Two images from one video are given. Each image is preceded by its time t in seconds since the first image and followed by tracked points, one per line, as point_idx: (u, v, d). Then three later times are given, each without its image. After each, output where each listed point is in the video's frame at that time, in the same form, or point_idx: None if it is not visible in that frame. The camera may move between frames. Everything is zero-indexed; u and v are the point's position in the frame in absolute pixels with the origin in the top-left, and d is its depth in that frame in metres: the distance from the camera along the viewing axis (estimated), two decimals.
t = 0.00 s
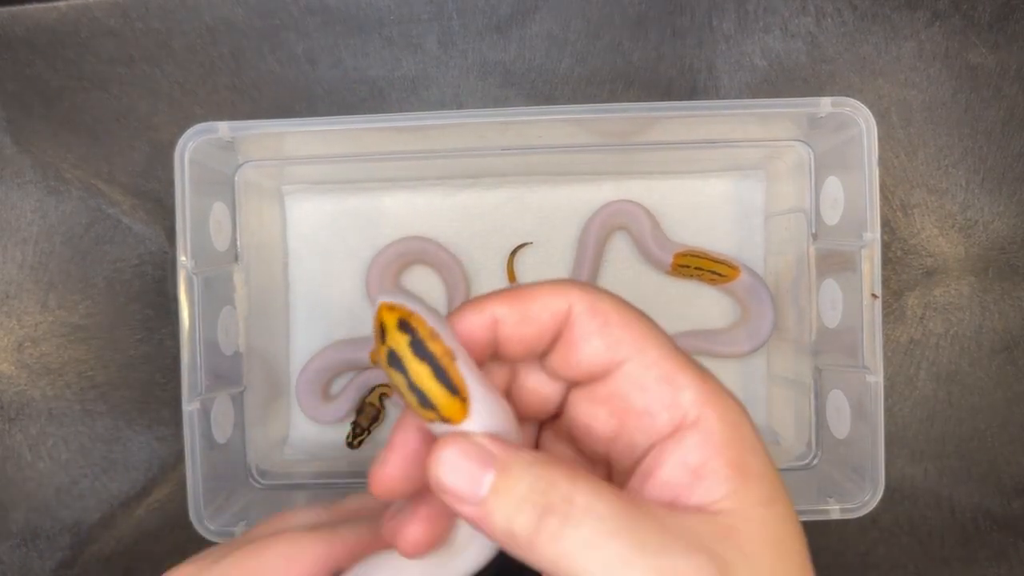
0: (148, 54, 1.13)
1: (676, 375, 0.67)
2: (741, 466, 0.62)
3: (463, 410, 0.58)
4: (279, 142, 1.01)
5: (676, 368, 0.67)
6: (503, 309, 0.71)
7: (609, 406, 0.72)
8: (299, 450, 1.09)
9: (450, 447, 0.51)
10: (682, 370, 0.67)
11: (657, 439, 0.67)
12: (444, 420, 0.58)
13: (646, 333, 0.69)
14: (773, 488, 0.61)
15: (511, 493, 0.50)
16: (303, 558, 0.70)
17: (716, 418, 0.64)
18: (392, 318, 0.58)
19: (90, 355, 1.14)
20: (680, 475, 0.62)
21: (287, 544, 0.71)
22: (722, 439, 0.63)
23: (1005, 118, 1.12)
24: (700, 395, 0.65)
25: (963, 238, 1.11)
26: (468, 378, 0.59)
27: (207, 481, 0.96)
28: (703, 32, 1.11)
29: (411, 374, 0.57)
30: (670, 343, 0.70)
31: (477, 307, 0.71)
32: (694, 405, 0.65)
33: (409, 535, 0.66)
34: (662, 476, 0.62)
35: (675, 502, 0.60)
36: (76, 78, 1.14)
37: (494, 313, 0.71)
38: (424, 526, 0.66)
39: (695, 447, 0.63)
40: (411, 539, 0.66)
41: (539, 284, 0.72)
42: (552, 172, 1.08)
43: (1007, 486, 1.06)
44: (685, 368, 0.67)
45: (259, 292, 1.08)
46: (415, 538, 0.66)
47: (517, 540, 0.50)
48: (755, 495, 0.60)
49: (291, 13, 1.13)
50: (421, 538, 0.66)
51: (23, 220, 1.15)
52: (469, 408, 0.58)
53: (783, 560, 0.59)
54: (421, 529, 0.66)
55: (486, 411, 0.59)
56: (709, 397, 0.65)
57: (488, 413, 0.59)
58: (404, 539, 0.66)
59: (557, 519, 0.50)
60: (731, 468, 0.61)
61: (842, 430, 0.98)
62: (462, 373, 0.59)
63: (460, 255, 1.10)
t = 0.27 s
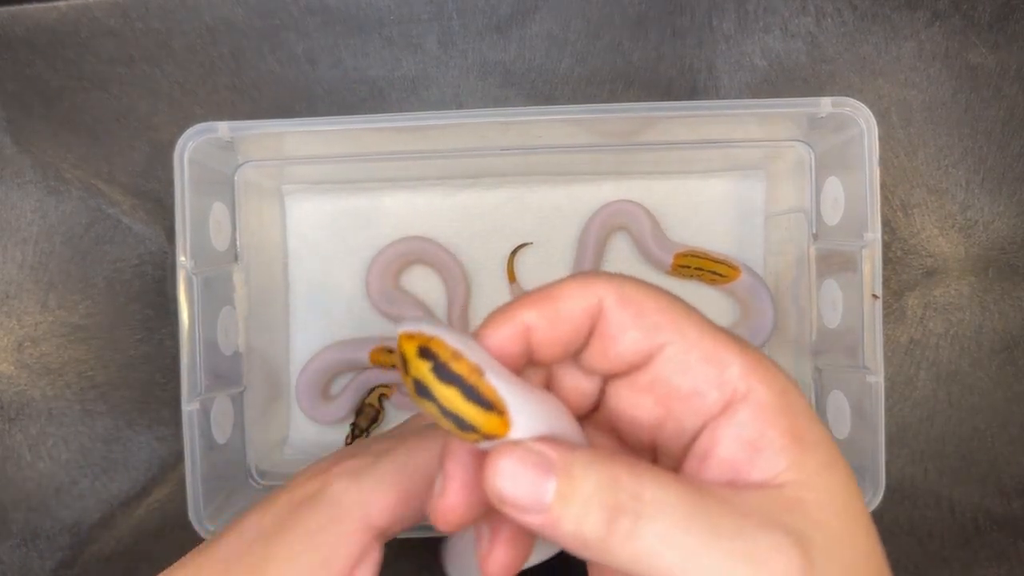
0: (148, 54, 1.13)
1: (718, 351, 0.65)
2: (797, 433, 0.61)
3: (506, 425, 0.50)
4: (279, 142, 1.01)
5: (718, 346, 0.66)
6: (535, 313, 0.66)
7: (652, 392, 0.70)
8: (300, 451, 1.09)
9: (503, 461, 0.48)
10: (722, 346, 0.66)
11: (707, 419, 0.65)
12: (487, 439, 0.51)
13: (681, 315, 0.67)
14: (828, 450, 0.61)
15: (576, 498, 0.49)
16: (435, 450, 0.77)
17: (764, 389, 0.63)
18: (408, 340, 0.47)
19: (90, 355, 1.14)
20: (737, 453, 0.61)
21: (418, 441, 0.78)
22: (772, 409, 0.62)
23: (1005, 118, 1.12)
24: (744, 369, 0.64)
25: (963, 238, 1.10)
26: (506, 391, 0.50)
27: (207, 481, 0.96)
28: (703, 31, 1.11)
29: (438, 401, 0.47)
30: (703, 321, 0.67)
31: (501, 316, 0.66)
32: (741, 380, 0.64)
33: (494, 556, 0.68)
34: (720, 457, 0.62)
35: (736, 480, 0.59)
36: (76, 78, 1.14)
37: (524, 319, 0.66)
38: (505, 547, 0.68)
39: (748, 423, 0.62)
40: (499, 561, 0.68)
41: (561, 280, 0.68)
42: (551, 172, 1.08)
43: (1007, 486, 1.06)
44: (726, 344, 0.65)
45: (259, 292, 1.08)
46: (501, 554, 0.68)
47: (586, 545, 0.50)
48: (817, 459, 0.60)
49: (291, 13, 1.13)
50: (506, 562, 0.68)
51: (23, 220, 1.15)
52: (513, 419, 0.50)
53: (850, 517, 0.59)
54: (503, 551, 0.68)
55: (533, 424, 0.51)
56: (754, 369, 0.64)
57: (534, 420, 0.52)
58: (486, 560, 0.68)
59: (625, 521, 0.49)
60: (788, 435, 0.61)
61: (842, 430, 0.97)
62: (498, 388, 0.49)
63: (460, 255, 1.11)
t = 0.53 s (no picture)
0: (148, 54, 1.13)
1: (796, 358, 0.64)
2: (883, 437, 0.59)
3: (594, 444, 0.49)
4: (278, 142, 1.01)
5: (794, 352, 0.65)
6: (613, 330, 0.67)
7: (730, 402, 0.70)
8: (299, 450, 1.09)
9: (600, 481, 0.46)
10: (799, 353, 0.65)
11: (791, 428, 0.64)
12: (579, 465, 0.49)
13: (756, 324, 0.66)
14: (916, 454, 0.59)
15: (677, 518, 0.46)
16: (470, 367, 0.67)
17: (847, 395, 0.61)
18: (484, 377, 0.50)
19: (90, 355, 1.13)
20: (824, 462, 0.60)
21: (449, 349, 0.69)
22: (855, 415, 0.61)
23: (1005, 118, 1.12)
24: (824, 374, 0.63)
25: (963, 239, 1.10)
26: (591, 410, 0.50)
27: (206, 482, 0.96)
28: (703, 31, 1.11)
29: (523, 428, 0.48)
30: (780, 330, 0.67)
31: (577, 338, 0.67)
32: (821, 386, 0.62)
33: None
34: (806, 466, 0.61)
35: (825, 488, 0.58)
36: (76, 78, 1.14)
37: (602, 337, 0.66)
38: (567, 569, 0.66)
39: (832, 429, 0.61)
40: None
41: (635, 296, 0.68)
42: (551, 172, 1.08)
43: (1008, 486, 1.06)
44: (803, 351, 0.64)
45: (259, 292, 1.08)
46: None
47: (690, 566, 0.48)
48: (907, 464, 0.58)
49: (291, 13, 1.13)
50: None
51: (23, 220, 1.15)
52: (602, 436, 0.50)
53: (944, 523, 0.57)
54: None
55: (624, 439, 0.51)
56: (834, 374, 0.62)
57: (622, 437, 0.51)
58: None
59: (728, 539, 0.47)
60: (873, 439, 0.59)
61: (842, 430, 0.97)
62: (579, 407, 0.49)
63: (460, 255, 1.10)
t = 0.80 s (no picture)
0: (147, 54, 1.13)
1: (865, 352, 0.65)
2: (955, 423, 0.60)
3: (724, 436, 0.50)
4: (278, 142, 1.01)
5: (862, 347, 0.65)
6: (698, 334, 0.67)
7: (803, 399, 0.70)
8: (299, 451, 1.08)
9: (718, 472, 0.43)
10: (870, 348, 0.65)
11: (863, 419, 0.65)
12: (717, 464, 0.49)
13: (829, 322, 0.67)
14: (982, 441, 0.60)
15: (794, 505, 0.43)
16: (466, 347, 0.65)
17: (913, 385, 0.63)
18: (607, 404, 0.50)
19: (89, 355, 1.13)
20: (899, 446, 0.61)
21: (437, 327, 0.66)
22: (923, 402, 0.62)
23: (1007, 118, 1.11)
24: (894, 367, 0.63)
25: (965, 239, 1.10)
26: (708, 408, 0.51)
27: (207, 482, 0.96)
28: (704, 31, 1.10)
29: (662, 441, 0.47)
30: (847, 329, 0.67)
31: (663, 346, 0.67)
32: (891, 377, 0.63)
33: (675, 559, 0.65)
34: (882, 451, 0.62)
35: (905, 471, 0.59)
36: (75, 78, 1.13)
37: (689, 341, 0.67)
38: (679, 547, 0.65)
39: (904, 418, 0.61)
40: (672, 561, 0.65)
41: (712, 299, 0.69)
42: (551, 172, 1.08)
43: (1008, 487, 1.05)
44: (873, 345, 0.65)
45: (259, 293, 1.08)
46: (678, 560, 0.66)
47: (808, 545, 0.45)
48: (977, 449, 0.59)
49: (290, 12, 1.13)
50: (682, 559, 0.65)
51: (22, 220, 1.15)
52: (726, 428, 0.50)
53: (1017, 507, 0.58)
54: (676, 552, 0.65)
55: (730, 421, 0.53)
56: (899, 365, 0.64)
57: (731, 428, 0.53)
58: (658, 558, 0.66)
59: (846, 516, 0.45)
60: (943, 424, 0.60)
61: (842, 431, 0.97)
62: (699, 406, 0.50)
63: (460, 255, 1.10)
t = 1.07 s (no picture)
0: (147, 54, 1.13)
1: (899, 351, 0.67)
2: (984, 419, 0.64)
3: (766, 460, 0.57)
4: (279, 142, 1.01)
5: (895, 346, 0.68)
6: (744, 335, 0.69)
7: (838, 393, 0.72)
8: (299, 451, 1.08)
9: (764, 497, 0.49)
10: (903, 345, 0.68)
11: (898, 413, 0.68)
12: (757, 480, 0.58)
13: (864, 320, 0.69)
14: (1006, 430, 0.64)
15: (838, 520, 0.49)
16: (452, 363, 0.61)
17: (945, 382, 0.66)
18: (654, 459, 0.56)
19: (89, 355, 1.13)
20: (932, 442, 0.64)
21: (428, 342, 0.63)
22: (953, 397, 0.65)
23: (1007, 118, 1.11)
24: (925, 364, 0.67)
25: (965, 239, 1.10)
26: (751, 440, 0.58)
27: (206, 482, 0.96)
28: (704, 31, 1.10)
29: (717, 485, 0.54)
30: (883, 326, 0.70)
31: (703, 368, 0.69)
32: (923, 373, 0.66)
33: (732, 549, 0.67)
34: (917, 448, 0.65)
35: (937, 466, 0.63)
36: (75, 78, 1.13)
37: (736, 342, 0.69)
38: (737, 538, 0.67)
39: (936, 412, 0.65)
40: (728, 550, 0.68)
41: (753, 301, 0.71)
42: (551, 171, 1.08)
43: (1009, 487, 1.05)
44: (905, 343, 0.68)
45: (259, 293, 1.08)
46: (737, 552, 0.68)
47: (853, 556, 0.50)
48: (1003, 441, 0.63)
49: (290, 12, 1.13)
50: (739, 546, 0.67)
51: (21, 220, 1.15)
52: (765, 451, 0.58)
53: None
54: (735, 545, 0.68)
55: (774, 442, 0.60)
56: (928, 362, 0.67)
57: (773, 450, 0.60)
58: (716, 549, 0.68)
59: (886, 526, 0.50)
60: (971, 420, 0.64)
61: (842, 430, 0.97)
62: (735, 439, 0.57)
63: (460, 255, 1.10)
